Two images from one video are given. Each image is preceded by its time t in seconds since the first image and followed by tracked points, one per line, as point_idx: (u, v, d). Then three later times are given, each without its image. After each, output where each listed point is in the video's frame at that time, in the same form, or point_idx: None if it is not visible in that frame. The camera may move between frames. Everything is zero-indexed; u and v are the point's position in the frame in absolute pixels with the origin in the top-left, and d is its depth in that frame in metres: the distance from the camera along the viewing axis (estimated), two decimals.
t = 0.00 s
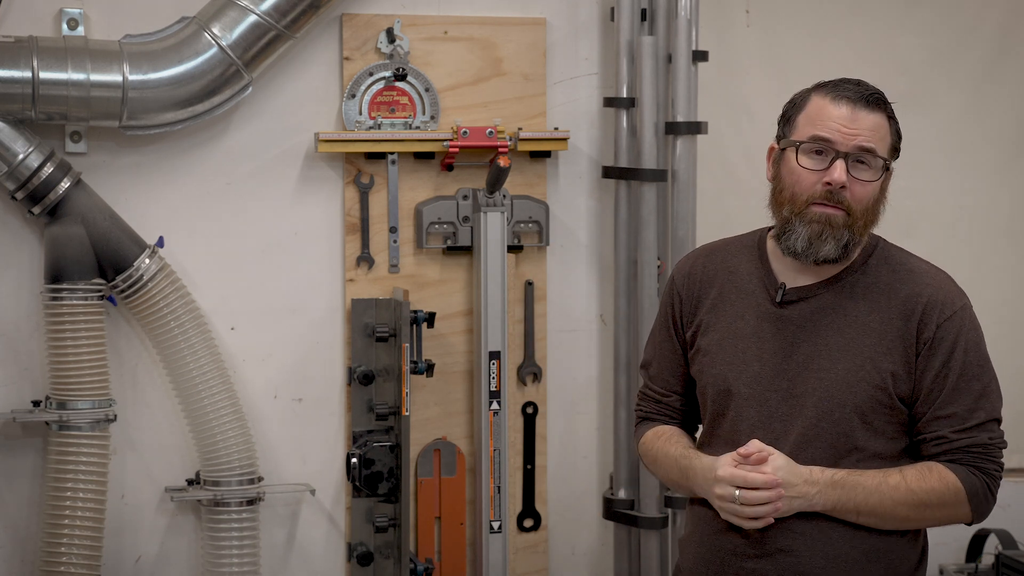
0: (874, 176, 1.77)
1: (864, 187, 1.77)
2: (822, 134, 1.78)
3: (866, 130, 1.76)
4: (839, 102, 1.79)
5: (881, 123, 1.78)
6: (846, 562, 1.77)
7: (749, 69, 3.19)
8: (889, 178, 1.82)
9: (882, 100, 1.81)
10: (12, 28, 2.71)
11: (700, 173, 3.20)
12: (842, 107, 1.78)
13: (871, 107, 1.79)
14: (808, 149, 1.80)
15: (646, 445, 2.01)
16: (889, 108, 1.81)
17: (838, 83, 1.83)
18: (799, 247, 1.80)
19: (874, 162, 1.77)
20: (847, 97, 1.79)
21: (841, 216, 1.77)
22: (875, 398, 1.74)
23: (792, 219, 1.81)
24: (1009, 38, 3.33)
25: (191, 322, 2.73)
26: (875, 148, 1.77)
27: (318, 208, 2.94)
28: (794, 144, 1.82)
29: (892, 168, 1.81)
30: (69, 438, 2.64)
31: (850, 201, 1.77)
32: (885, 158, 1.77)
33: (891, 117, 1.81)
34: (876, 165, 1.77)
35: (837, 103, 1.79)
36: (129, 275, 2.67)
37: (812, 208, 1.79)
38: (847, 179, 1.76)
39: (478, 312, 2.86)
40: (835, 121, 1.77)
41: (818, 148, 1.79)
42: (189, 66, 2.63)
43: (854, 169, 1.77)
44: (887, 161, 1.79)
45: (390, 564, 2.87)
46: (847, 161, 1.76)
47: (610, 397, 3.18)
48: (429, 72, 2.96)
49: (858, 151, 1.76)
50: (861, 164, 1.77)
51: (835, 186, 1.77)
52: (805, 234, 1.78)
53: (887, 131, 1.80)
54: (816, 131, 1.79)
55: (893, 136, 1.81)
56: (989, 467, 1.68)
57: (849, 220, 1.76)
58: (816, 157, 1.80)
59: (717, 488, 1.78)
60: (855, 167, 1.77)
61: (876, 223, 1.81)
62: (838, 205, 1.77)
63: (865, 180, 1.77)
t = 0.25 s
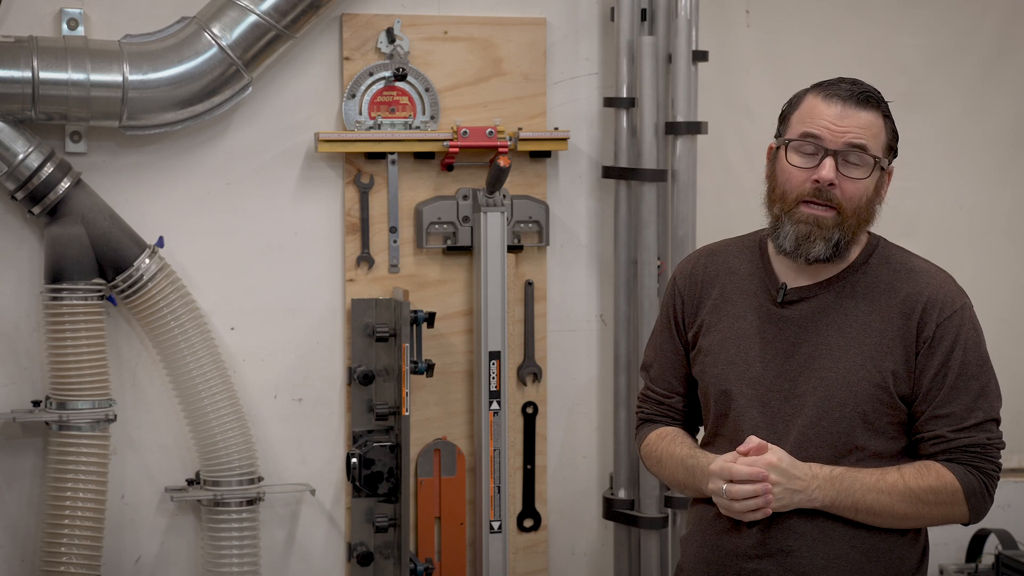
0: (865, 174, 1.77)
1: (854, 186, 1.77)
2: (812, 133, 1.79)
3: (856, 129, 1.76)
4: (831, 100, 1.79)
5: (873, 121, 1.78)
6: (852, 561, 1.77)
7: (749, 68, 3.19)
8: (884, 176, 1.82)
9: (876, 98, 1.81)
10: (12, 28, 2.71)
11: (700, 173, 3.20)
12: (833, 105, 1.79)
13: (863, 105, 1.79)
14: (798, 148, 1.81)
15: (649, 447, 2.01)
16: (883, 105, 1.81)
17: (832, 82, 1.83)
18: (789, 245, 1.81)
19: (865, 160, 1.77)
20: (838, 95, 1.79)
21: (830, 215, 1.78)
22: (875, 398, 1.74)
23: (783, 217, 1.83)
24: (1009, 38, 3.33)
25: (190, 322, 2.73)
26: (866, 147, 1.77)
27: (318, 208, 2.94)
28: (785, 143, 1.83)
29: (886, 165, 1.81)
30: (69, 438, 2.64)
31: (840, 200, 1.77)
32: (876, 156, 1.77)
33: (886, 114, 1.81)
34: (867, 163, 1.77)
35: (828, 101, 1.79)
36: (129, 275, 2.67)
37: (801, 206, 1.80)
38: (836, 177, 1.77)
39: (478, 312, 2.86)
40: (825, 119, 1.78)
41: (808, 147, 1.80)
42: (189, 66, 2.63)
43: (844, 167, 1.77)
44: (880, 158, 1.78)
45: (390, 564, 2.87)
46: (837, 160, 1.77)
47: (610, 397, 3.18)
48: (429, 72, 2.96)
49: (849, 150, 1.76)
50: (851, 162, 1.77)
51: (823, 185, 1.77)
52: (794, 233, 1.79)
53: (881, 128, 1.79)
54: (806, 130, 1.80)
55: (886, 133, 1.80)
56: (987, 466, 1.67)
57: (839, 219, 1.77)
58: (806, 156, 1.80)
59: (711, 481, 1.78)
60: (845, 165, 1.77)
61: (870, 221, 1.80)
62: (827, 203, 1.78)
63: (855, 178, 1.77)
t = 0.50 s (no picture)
0: (865, 169, 1.78)
1: (854, 181, 1.78)
2: (810, 131, 1.80)
3: (853, 124, 1.78)
4: (827, 97, 1.81)
5: (869, 117, 1.79)
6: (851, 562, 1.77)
7: (749, 69, 3.19)
8: (884, 171, 1.83)
9: (871, 94, 1.82)
10: (12, 28, 2.71)
11: (700, 174, 3.20)
12: (829, 103, 1.80)
13: (859, 101, 1.80)
14: (796, 146, 1.81)
15: (649, 446, 2.01)
16: (879, 101, 1.82)
17: (827, 80, 1.84)
18: (793, 244, 1.80)
19: (864, 155, 1.78)
20: (834, 92, 1.81)
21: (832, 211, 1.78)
22: (876, 399, 1.74)
23: (786, 216, 1.82)
24: (1009, 38, 3.33)
25: (190, 322, 2.73)
26: (864, 141, 1.78)
27: (318, 208, 2.94)
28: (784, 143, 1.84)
29: (886, 160, 1.81)
30: (69, 438, 2.64)
31: (841, 195, 1.77)
32: (875, 151, 1.78)
33: (882, 110, 1.82)
34: (866, 158, 1.78)
35: (824, 99, 1.81)
36: (129, 275, 2.67)
37: (804, 204, 1.80)
38: (836, 173, 1.77)
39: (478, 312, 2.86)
40: (822, 117, 1.79)
41: (806, 145, 1.81)
42: (189, 66, 2.63)
43: (843, 163, 1.78)
44: (878, 153, 1.79)
45: (390, 564, 2.87)
46: (836, 156, 1.78)
47: (610, 397, 3.19)
48: (429, 72, 2.96)
49: (848, 144, 1.77)
50: (850, 157, 1.78)
51: (824, 181, 1.78)
52: (798, 230, 1.79)
53: (878, 124, 1.81)
54: (804, 128, 1.81)
55: (884, 127, 1.81)
56: (988, 469, 1.67)
57: (841, 214, 1.77)
58: (805, 154, 1.81)
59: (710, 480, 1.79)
60: (843, 160, 1.78)
61: (871, 216, 1.81)
62: (828, 199, 1.78)
63: (855, 173, 1.78)
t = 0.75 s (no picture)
0: (864, 157, 1.78)
1: (857, 171, 1.78)
2: (799, 136, 1.81)
3: (839, 117, 1.79)
4: (807, 100, 1.83)
5: (851, 106, 1.81)
6: (851, 565, 1.76)
7: (749, 68, 3.19)
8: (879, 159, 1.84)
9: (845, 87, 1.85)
10: (12, 28, 2.71)
11: (700, 174, 3.20)
12: (811, 104, 1.82)
13: (837, 94, 1.82)
14: (790, 154, 1.82)
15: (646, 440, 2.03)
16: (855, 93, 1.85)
17: (799, 83, 1.86)
18: (812, 249, 1.78)
19: (859, 144, 1.78)
20: (811, 92, 1.83)
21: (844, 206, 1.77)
22: (882, 395, 1.73)
23: (800, 224, 1.80)
24: (1009, 38, 3.33)
25: (191, 322, 2.73)
26: (856, 130, 1.78)
27: (318, 208, 2.94)
28: (777, 154, 1.85)
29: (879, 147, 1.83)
30: (69, 438, 2.64)
31: (847, 189, 1.77)
32: (868, 137, 1.79)
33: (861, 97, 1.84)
34: (861, 147, 1.79)
35: (804, 101, 1.83)
36: (129, 275, 2.67)
37: (815, 208, 1.78)
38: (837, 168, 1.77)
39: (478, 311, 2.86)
40: (808, 118, 1.80)
41: (800, 150, 1.81)
42: (189, 66, 2.63)
43: (841, 158, 1.78)
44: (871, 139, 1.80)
45: (390, 564, 2.86)
46: (832, 153, 1.78)
47: (610, 397, 3.18)
48: (428, 72, 2.96)
49: (843, 138, 1.78)
50: (847, 150, 1.78)
51: (829, 179, 1.77)
52: (817, 234, 1.77)
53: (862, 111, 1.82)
54: (793, 134, 1.82)
55: (868, 116, 1.83)
56: (1002, 460, 1.63)
57: (852, 208, 1.76)
58: (802, 157, 1.82)
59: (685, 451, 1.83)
60: (841, 155, 1.78)
61: (877, 203, 1.81)
62: (837, 196, 1.77)
63: (855, 164, 1.78)
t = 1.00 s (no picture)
0: (856, 166, 1.77)
1: (850, 181, 1.77)
2: (791, 148, 1.79)
3: (831, 127, 1.77)
4: (795, 109, 1.82)
5: (841, 115, 1.79)
6: (848, 566, 1.76)
7: (749, 68, 3.19)
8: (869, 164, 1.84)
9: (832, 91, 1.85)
10: (12, 28, 2.71)
11: (700, 173, 3.20)
12: (801, 115, 1.80)
13: (826, 104, 1.80)
14: (784, 166, 1.81)
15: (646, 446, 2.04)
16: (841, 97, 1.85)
17: (787, 93, 1.85)
18: (810, 260, 1.78)
19: (852, 153, 1.77)
20: (800, 103, 1.81)
21: (840, 217, 1.76)
22: (879, 394, 1.73)
23: (796, 236, 1.80)
24: (1009, 38, 3.33)
25: (190, 322, 2.73)
26: (847, 139, 1.77)
27: (318, 208, 2.94)
28: (770, 167, 1.83)
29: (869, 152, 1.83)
30: (69, 438, 2.64)
31: (843, 200, 1.76)
32: (858, 145, 1.78)
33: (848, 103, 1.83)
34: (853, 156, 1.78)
35: (794, 112, 1.81)
36: (129, 275, 2.67)
37: (812, 220, 1.78)
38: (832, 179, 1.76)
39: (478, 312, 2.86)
40: (800, 130, 1.79)
41: (793, 162, 1.80)
42: (189, 66, 2.63)
43: (834, 168, 1.77)
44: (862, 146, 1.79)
45: (390, 564, 2.86)
46: (826, 164, 1.77)
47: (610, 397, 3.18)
48: (428, 72, 2.96)
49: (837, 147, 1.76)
50: (839, 160, 1.77)
51: (824, 191, 1.76)
52: (814, 247, 1.77)
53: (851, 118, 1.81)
54: (785, 147, 1.80)
55: (856, 121, 1.83)
56: (1003, 455, 1.63)
57: (848, 218, 1.76)
58: (795, 170, 1.80)
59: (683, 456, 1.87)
60: (834, 165, 1.77)
61: (870, 208, 1.81)
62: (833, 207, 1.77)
63: (849, 174, 1.77)
